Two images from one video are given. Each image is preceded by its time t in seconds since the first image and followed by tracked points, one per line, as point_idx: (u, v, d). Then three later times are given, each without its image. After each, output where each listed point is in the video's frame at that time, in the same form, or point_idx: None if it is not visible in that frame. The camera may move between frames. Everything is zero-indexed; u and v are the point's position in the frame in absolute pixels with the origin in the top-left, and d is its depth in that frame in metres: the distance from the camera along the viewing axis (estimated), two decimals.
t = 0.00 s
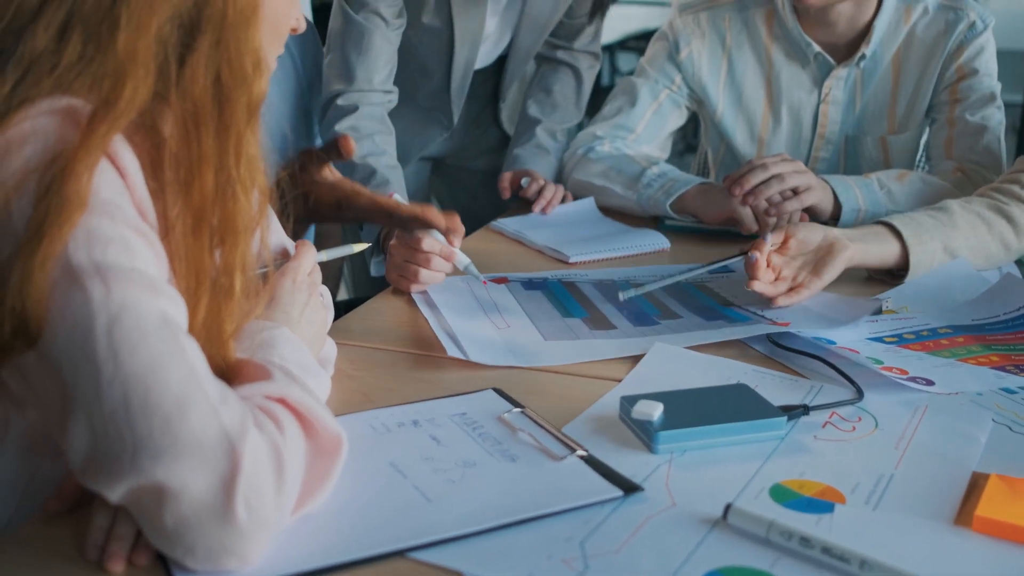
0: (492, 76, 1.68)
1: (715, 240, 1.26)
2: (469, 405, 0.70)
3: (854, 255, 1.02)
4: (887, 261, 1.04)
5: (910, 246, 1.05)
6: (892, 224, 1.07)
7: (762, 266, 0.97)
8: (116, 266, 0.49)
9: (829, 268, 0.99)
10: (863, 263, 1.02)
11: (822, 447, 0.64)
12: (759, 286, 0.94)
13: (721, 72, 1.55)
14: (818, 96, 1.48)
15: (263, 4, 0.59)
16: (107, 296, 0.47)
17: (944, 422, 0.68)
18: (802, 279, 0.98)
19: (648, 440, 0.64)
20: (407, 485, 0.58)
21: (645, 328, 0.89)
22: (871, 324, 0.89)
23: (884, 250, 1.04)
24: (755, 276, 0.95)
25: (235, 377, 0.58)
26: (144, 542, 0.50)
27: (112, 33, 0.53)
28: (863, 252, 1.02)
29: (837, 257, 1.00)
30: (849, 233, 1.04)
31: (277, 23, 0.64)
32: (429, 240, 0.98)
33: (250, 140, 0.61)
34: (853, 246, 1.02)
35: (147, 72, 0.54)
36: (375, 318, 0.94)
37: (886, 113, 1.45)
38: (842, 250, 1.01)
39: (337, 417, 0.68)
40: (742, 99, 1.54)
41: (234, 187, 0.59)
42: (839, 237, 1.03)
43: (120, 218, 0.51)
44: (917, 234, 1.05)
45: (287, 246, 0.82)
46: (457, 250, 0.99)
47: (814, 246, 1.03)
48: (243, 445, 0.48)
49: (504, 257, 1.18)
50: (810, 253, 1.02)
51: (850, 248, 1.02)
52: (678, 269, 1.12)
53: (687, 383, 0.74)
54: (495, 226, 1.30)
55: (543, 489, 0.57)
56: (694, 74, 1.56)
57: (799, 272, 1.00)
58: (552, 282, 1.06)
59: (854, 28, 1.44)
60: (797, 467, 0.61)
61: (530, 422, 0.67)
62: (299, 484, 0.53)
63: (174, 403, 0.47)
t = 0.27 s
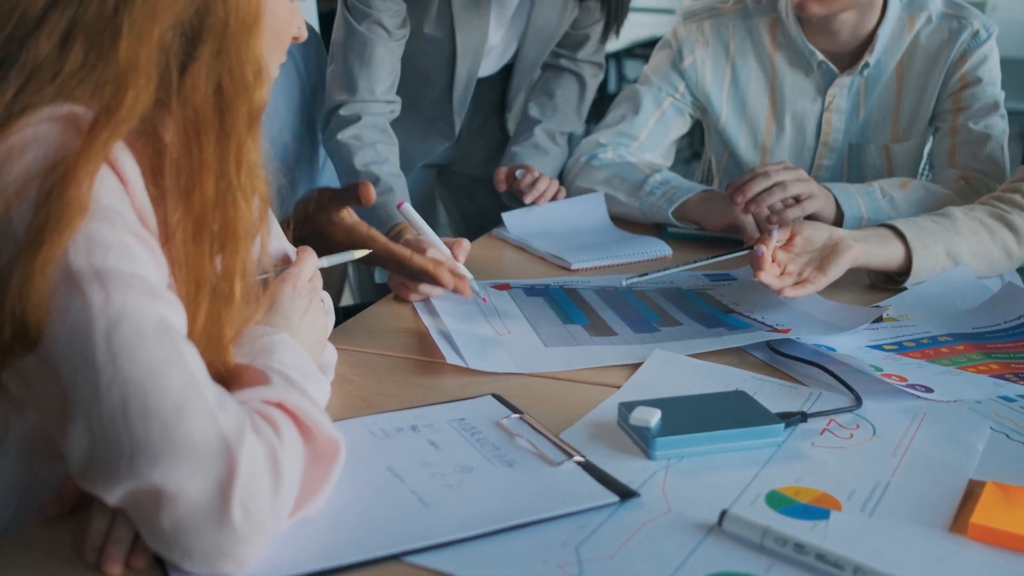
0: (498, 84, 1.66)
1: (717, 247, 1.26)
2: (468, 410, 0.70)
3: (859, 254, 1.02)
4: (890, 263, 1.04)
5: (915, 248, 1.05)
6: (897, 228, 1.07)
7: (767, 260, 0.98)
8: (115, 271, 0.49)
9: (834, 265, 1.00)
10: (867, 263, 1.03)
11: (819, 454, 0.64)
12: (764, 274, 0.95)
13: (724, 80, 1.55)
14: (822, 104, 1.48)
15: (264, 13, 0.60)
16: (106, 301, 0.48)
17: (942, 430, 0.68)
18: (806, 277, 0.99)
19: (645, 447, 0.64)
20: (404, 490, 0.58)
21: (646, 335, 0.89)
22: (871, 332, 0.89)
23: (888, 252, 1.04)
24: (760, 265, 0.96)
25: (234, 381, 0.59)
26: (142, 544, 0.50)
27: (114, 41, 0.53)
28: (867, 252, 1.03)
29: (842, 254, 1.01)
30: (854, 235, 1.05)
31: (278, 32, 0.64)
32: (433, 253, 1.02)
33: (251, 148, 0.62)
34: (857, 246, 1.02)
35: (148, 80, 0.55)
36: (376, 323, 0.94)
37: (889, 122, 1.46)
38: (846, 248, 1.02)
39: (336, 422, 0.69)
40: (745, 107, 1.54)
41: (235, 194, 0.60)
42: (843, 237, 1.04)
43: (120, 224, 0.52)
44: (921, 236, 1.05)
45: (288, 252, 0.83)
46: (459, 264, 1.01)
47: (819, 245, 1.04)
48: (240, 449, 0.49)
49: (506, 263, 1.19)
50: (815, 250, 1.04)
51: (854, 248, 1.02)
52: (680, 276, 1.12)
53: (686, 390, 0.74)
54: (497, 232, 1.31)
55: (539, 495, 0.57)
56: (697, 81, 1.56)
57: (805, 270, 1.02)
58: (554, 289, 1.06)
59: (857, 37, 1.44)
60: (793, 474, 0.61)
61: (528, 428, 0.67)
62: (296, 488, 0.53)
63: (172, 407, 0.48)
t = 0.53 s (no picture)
0: (497, 86, 1.66)
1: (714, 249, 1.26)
2: (460, 409, 0.71)
3: (856, 246, 1.02)
4: (887, 257, 1.05)
5: (912, 242, 1.05)
6: (895, 221, 1.07)
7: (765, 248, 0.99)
8: (108, 270, 0.50)
9: (830, 254, 1.01)
10: (864, 254, 1.03)
11: (809, 453, 0.65)
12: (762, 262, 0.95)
13: (723, 82, 1.55)
14: (820, 106, 1.48)
15: (258, 15, 0.60)
16: (98, 301, 0.48)
17: (932, 429, 0.68)
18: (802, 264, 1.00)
19: (636, 446, 0.64)
20: (395, 487, 0.59)
21: (642, 334, 0.89)
22: (865, 332, 0.90)
23: (886, 245, 1.04)
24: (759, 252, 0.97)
25: (227, 379, 0.59)
26: (133, 541, 0.51)
27: (108, 43, 0.54)
28: (864, 243, 1.03)
29: (839, 244, 1.01)
30: (852, 226, 1.05)
31: (272, 34, 0.65)
32: (432, 254, 1.02)
33: (245, 149, 0.62)
34: (855, 237, 1.03)
35: (142, 81, 0.55)
36: (372, 322, 0.94)
37: (887, 124, 1.46)
38: (844, 239, 1.02)
39: (329, 420, 0.69)
40: (744, 108, 1.55)
41: (228, 195, 0.60)
42: (842, 228, 1.04)
43: (113, 224, 0.53)
44: (919, 232, 1.05)
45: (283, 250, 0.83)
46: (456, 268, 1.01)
47: (817, 234, 1.05)
48: (230, 447, 0.49)
49: (503, 263, 1.19)
50: (813, 239, 1.04)
51: (852, 239, 1.03)
52: (678, 276, 1.13)
53: (678, 390, 0.74)
54: (495, 233, 1.31)
55: (529, 493, 0.58)
56: (695, 82, 1.56)
57: (802, 257, 1.02)
58: (552, 288, 1.07)
59: (856, 37, 1.44)
60: (782, 473, 0.62)
61: (520, 426, 0.67)
62: (286, 486, 0.54)
63: (163, 404, 0.48)
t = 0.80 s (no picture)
0: (495, 87, 1.65)
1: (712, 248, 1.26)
2: (452, 406, 0.71)
3: (850, 247, 1.02)
4: (882, 258, 1.05)
5: (907, 240, 1.05)
6: (889, 221, 1.07)
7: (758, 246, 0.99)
8: (97, 267, 0.51)
9: (823, 254, 1.00)
10: (858, 255, 1.03)
11: (799, 451, 0.65)
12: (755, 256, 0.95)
13: (721, 80, 1.55)
14: (819, 105, 1.48)
15: (250, 15, 0.61)
16: (89, 296, 0.49)
17: (923, 427, 0.68)
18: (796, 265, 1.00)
19: (626, 443, 0.64)
20: (384, 484, 0.59)
21: (636, 331, 0.90)
22: (859, 331, 0.90)
23: (880, 246, 1.04)
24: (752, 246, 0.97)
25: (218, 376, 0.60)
26: (123, 536, 0.51)
27: (99, 43, 0.55)
28: (858, 243, 1.03)
29: (832, 244, 1.01)
30: (846, 227, 1.05)
31: (264, 34, 0.65)
32: (434, 252, 1.00)
33: (236, 147, 0.62)
34: (849, 238, 1.03)
35: (133, 80, 0.56)
36: (368, 319, 0.95)
37: (886, 123, 1.46)
38: (838, 239, 1.02)
39: (321, 417, 0.69)
40: (742, 107, 1.55)
41: (219, 193, 0.61)
42: (836, 229, 1.04)
43: (103, 221, 0.53)
44: (914, 233, 1.05)
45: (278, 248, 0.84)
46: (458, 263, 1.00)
47: (812, 235, 1.05)
48: (218, 443, 0.50)
49: (500, 262, 1.20)
50: (807, 240, 1.04)
51: (846, 240, 1.03)
52: (679, 274, 1.13)
53: (670, 388, 0.75)
54: (493, 231, 1.32)
55: (517, 490, 0.58)
56: (694, 82, 1.56)
57: (796, 258, 1.02)
58: (553, 285, 1.07)
59: (854, 38, 1.44)
60: (771, 470, 0.62)
61: (510, 424, 0.68)
62: (275, 482, 0.54)
63: (151, 399, 0.49)
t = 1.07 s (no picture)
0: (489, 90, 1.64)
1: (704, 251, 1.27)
2: (438, 405, 0.72)
3: (838, 253, 1.02)
4: (870, 263, 1.05)
5: (895, 244, 1.05)
6: (879, 225, 1.08)
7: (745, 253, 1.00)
8: (82, 265, 0.51)
9: (810, 262, 1.00)
10: (847, 261, 1.03)
11: (781, 450, 0.65)
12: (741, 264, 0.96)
13: (716, 82, 1.55)
14: (813, 106, 1.48)
15: (236, 16, 0.61)
16: (72, 295, 0.50)
17: (906, 427, 0.68)
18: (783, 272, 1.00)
19: (609, 442, 0.65)
20: (367, 481, 0.59)
21: (620, 333, 0.91)
22: (847, 331, 0.90)
23: (868, 252, 1.04)
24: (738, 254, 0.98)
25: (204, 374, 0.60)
26: (106, 531, 0.52)
27: (84, 45, 0.55)
28: (847, 249, 1.03)
29: (820, 251, 1.01)
30: (835, 232, 1.05)
31: (252, 35, 0.65)
32: (417, 253, 1.02)
33: (222, 148, 0.62)
34: (836, 244, 1.03)
35: (118, 82, 0.56)
36: (359, 319, 0.96)
37: (880, 126, 1.46)
38: (826, 245, 1.02)
39: (308, 416, 0.70)
40: (737, 108, 1.55)
41: (205, 193, 0.61)
42: (824, 236, 1.05)
43: (88, 221, 0.54)
44: (903, 238, 1.05)
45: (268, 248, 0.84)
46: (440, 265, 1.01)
47: (799, 242, 1.06)
48: (200, 439, 0.50)
49: (493, 263, 1.20)
50: (794, 247, 1.05)
51: (834, 246, 1.03)
52: (666, 276, 1.13)
53: (656, 387, 0.75)
54: (487, 232, 1.32)
55: (499, 487, 0.58)
56: (689, 84, 1.56)
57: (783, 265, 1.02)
58: (538, 287, 1.08)
59: (847, 38, 1.43)
60: (752, 469, 0.62)
61: (495, 422, 0.68)
62: (257, 480, 0.54)
63: (133, 396, 0.49)
